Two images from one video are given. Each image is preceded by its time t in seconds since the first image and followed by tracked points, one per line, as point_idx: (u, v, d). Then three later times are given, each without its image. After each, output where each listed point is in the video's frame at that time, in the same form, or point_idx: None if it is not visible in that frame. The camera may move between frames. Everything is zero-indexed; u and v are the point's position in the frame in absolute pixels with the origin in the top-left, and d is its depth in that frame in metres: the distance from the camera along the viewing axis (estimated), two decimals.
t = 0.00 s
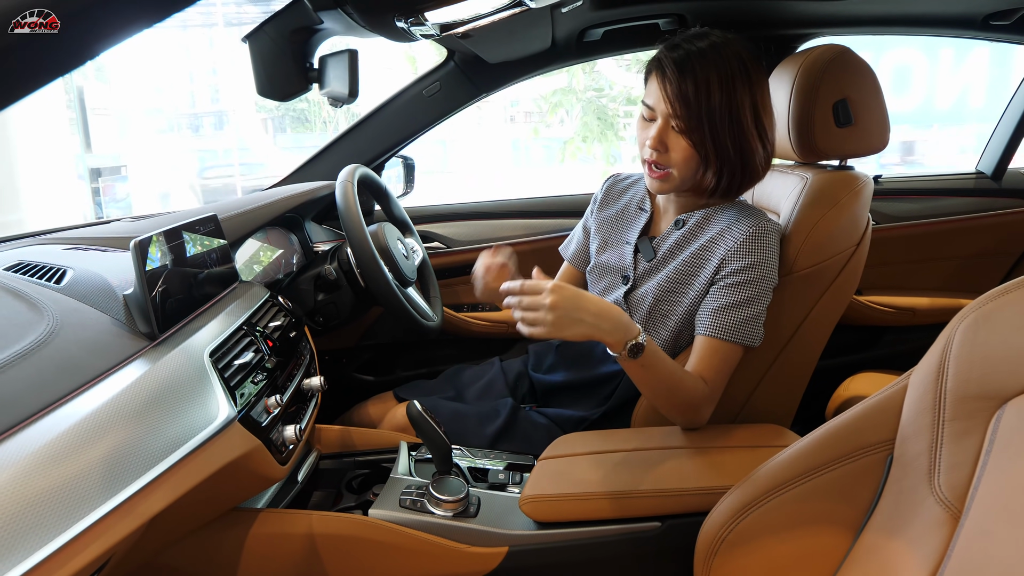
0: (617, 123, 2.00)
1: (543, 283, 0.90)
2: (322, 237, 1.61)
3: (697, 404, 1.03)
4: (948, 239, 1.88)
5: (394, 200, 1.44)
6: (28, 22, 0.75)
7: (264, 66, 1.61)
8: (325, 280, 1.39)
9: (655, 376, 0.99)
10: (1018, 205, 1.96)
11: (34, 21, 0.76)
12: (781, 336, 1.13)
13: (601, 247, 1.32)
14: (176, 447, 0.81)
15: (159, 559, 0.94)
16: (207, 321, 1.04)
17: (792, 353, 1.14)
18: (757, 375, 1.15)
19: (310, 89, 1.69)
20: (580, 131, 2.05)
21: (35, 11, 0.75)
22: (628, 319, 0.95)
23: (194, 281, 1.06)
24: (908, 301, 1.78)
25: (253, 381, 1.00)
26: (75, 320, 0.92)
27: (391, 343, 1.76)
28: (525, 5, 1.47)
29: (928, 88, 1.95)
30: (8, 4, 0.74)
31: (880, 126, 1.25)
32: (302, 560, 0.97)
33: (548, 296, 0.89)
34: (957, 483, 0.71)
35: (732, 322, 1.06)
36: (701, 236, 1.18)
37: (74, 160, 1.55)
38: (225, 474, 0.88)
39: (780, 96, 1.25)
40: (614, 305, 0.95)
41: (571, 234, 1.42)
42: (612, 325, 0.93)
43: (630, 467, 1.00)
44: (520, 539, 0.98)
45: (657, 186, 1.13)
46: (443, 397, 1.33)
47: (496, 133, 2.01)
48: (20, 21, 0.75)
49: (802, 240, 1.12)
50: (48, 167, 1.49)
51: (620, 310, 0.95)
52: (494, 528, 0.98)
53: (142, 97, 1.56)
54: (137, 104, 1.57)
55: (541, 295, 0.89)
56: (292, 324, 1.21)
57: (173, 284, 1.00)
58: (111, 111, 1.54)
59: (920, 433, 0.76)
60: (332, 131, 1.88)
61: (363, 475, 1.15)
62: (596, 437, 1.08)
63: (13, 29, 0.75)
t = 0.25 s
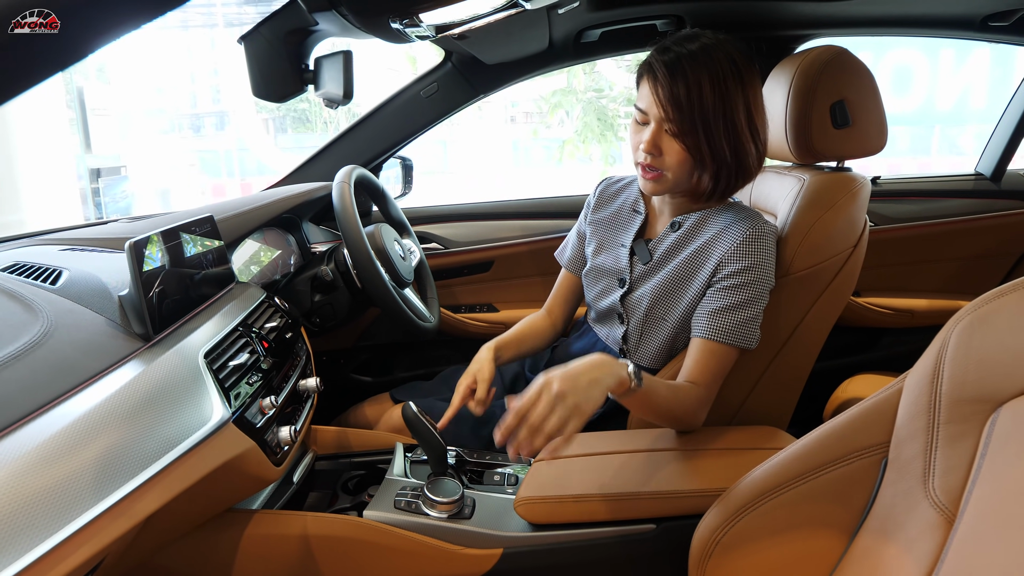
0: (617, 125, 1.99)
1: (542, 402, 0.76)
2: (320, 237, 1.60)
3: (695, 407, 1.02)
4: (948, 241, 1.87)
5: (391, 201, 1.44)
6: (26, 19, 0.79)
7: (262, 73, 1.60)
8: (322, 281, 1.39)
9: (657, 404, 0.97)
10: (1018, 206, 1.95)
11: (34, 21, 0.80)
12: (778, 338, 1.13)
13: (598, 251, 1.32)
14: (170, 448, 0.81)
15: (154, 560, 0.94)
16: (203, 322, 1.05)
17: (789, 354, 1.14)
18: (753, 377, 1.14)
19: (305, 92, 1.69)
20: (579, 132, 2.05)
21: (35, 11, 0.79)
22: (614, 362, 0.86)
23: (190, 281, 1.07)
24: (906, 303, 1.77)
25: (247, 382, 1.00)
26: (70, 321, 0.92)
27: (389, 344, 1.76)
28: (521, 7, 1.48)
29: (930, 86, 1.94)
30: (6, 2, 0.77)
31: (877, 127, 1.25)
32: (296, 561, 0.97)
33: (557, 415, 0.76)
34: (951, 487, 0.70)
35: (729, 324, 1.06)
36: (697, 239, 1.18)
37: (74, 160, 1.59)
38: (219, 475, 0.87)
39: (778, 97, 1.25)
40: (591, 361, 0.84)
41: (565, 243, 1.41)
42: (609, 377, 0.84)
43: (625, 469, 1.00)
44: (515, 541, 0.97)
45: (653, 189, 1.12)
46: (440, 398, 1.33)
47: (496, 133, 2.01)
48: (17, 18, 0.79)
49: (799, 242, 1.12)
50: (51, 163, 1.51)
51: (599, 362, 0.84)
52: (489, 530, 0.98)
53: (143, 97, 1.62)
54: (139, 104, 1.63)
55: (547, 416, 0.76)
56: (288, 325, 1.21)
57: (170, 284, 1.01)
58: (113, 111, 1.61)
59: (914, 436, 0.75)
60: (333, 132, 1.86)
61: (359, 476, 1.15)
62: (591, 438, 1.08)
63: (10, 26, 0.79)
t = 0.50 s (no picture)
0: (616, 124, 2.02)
1: (556, 445, 0.83)
2: (317, 238, 1.59)
3: (690, 410, 1.02)
4: (946, 242, 1.87)
5: (387, 202, 1.45)
6: (28, 21, 0.89)
7: (256, 73, 1.60)
8: (318, 281, 1.39)
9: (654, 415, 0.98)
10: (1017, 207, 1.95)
11: (33, 21, 0.89)
12: (774, 340, 1.13)
13: (593, 252, 1.32)
14: (163, 449, 0.81)
15: (149, 560, 0.94)
16: (197, 322, 1.05)
17: (785, 356, 1.14)
18: (749, 379, 1.14)
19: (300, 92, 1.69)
20: (577, 132, 2.08)
21: (35, 12, 0.89)
22: (623, 386, 0.92)
23: (186, 282, 1.07)
24: (904, 304, 1.77)
25: (242, 383, 1.00)
26: (64, 322, 0.93)
27: (386, 345, 1.76)
28: (515, 8, 1.47)
29: (929, 89, 1.94)
30: (11, 5, 0.87)
31: (874, 129, 1.25)
32: (290, 561, 0.97)
33: (572, 455, 0.83)
34: (946, 489, 0.69)
35: (725, 326, 1.06)
36: (694, 241, 1.17)
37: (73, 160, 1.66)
38: (212, 475, 0.87)
39: (774, 98, 1.24)
40: (599, 389, 0.90)
41: (561, 242, 1.41)
42: (619, 402, 0.90)
43: (620, 471, 0.99)
44: (509, 542, 0.97)
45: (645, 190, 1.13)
46: (436, 399, 1.33)
47: (495, 133, 2.01)
48: (20, 20, 0.88)
49: (795, 243, 1.12)
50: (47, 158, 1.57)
51: (606, 389, 0.90)
52: (482, 531, 0.98)
53: (144, 97, 1.69)
54: (139, 105, 1.70)
55: (562, 456, 0.83)
56: (284, 325, 1.21)
57: (166, 285, 1.02)
58: (112, 112, 1.67)
59: (908, 438, 0.74)
60: (333, 131, 1.84)
61: (355, 477, 1.16)
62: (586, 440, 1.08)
63: (14, 29, 0.88)
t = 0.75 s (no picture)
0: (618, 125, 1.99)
1: (551, 451, 0.84)
2: (316, 239, 1.62)
3: (685, 412, 1.02)
4: (947, 243, 1.86)
5: (385, 202, 1.45)
6: (28, 21, 0.90)
7: (252, 75, 1.61)
8: (315, 282, 1.39)
9: (652, 416, 0.98)
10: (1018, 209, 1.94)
11: (34, 21, 0.90)
12: (770, 342, 1.12)
13: (592, 253, 1.31)
14: (159, 449, 0.81)
15: (145, 559, 0.95)
16: (195, 322, 1.05)
17: (782, 357, 1.14)
18: (747, 380, 1.14)
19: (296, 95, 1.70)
20: (579, 132, 2.07)
21: (35, 11, 0.90)
22: (617, 388, 0.93)
23: (185, 282, 1.08)
24: (904, 306, 1.76)
25: (238, 383, 1.01)
26: (60, 322, 0.93)
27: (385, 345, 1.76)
28: (512, 9, 1.47)
29: (931, 89, 1.93)
30: (11, 5, 0.88)
31: (872, 130, 1.24)
32: (286, 561, 0.97)
33: (567, 461, 0.84)
34: (940, 493, 0.69)
35: (721, 328, 1.06)
36: (691, 242, 1.17)
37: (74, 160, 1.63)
38: (208, 475, 0.88)
39: (772, 99, 1.24)
40: (595, 391, 0.90)
41: (560, 242, 1.41)
42: (613, 406, 0.90)
43: (615, 473, 0.99)
44: (504, 543, 0.97)
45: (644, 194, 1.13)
46: (433, 400, 1.33)
47: (496, 134, 2.01)
48: (20, 20, 0.89)
49: (793, 245, 1.11)
50: (51, 161, 1.56)
51: (600, 392, 0.91)
52: (478, 532, 0.98)
53: (145, 98, 1.64)
54: (141, 105, 1.65)
55: (557, 462, 0.84)
56: (281, 326, 1.21)
57: (165, 286, 1.02)
58: (113, 112, 1.63)
59: (903, 441, 0.74)
60: (334, 131, 1.87)
61: (351, 478, 1.16)
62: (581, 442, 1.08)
63: (14, 29, 0.89)
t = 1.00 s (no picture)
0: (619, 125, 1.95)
1: (540, 453, 0.84)
2: (314, 239, 1.62)
3: (680, 413, 1.02)
4: (945, 244, 1.86)
5: (381, 203, 1.45)
6: (28, 21, 0.90)
7: (249, 76, 1.62)
8: (312, 283, 1.39)
9: (647, 417, 0.98)
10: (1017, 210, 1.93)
11: (34, 21, 0.90)
12: (766, 344, 1.12)
13: (588, 254, 1.31)
14: (154, 449, 0.81)
15: (140, 559, 0.95)
16: (191, 322, 1.06)
17: (778, 359, 1.14)
18: (743, 382, 1.14)
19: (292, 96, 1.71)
20: (579, 132, 2.04)
21: (35, 12, 0.90)
22: (607, 391, 0.93)
23: (183, 283, 1.09)
24: (902, 307, 1.76)
25: (235, 383, 1.01)
26: (57, 322, 0.93)
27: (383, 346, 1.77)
28: (505, 11, 1.43)
29: (931, 88, 1.92)
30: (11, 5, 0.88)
31: (869, 132, 1.24)
32: (281, 561, 0.98)
33: (556, 463, 0.84)
34: (934, 495, 0.69)
35: (716, 329, 1.06)
36: (687, 243, 1.17)
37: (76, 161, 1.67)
38: (204, 474, 0.88)
39: (768, 100, 1.24)
40: (583, 394, 0.91)
41: (557, 242, 1.41)
42: (602, 407, 0.90)
43: (609, 474, 0.99)
44: (498, 543, 0.97)
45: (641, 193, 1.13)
46: (430, 400, 1.33)
47: (496, 134, 2.02)
48: (20, 20, 0.89)
49: (789, 245, 1.11)
50: (51, 160, 1.59)
51: (590, 394, 0.91)
52: (473, 532, 0.98)
53: (145, 98, 1.66)
54: (141, 106, 1.67)
55: (547, 464, 0.84)
56: (278, 326, 1.22)
57: (163, 286, 1.03)
58: (113, 113, 1.65)
59: (897, 443, 0.74)
60: (334, 131, 1.86)
61: (347, 477, 1.16)
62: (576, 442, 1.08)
63: (13, 29, 0.89)
